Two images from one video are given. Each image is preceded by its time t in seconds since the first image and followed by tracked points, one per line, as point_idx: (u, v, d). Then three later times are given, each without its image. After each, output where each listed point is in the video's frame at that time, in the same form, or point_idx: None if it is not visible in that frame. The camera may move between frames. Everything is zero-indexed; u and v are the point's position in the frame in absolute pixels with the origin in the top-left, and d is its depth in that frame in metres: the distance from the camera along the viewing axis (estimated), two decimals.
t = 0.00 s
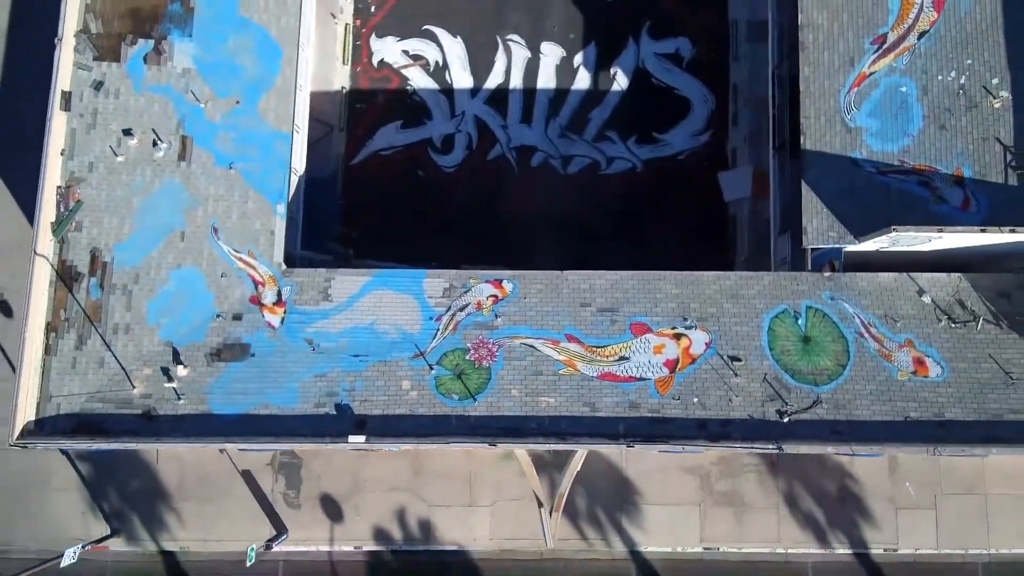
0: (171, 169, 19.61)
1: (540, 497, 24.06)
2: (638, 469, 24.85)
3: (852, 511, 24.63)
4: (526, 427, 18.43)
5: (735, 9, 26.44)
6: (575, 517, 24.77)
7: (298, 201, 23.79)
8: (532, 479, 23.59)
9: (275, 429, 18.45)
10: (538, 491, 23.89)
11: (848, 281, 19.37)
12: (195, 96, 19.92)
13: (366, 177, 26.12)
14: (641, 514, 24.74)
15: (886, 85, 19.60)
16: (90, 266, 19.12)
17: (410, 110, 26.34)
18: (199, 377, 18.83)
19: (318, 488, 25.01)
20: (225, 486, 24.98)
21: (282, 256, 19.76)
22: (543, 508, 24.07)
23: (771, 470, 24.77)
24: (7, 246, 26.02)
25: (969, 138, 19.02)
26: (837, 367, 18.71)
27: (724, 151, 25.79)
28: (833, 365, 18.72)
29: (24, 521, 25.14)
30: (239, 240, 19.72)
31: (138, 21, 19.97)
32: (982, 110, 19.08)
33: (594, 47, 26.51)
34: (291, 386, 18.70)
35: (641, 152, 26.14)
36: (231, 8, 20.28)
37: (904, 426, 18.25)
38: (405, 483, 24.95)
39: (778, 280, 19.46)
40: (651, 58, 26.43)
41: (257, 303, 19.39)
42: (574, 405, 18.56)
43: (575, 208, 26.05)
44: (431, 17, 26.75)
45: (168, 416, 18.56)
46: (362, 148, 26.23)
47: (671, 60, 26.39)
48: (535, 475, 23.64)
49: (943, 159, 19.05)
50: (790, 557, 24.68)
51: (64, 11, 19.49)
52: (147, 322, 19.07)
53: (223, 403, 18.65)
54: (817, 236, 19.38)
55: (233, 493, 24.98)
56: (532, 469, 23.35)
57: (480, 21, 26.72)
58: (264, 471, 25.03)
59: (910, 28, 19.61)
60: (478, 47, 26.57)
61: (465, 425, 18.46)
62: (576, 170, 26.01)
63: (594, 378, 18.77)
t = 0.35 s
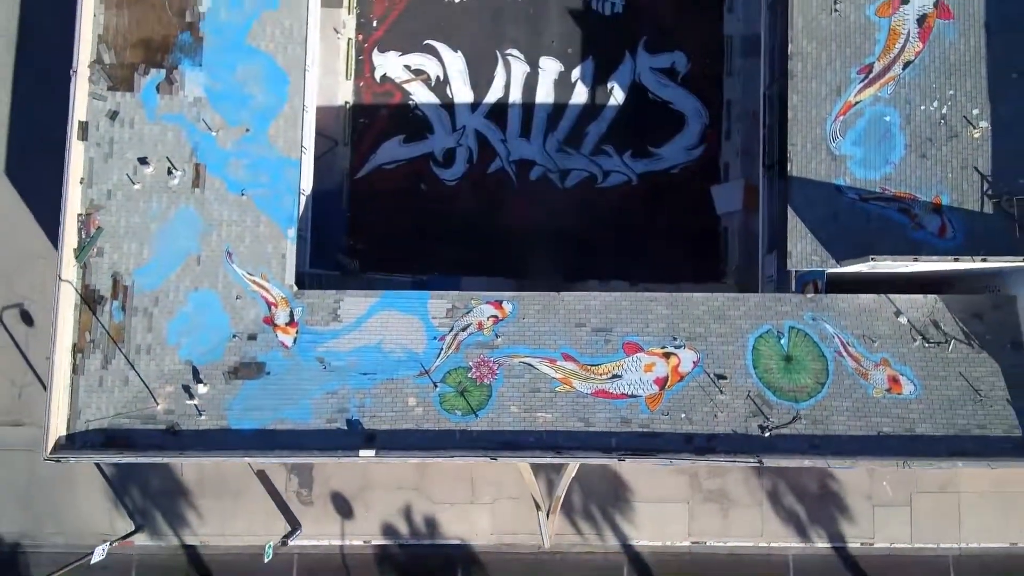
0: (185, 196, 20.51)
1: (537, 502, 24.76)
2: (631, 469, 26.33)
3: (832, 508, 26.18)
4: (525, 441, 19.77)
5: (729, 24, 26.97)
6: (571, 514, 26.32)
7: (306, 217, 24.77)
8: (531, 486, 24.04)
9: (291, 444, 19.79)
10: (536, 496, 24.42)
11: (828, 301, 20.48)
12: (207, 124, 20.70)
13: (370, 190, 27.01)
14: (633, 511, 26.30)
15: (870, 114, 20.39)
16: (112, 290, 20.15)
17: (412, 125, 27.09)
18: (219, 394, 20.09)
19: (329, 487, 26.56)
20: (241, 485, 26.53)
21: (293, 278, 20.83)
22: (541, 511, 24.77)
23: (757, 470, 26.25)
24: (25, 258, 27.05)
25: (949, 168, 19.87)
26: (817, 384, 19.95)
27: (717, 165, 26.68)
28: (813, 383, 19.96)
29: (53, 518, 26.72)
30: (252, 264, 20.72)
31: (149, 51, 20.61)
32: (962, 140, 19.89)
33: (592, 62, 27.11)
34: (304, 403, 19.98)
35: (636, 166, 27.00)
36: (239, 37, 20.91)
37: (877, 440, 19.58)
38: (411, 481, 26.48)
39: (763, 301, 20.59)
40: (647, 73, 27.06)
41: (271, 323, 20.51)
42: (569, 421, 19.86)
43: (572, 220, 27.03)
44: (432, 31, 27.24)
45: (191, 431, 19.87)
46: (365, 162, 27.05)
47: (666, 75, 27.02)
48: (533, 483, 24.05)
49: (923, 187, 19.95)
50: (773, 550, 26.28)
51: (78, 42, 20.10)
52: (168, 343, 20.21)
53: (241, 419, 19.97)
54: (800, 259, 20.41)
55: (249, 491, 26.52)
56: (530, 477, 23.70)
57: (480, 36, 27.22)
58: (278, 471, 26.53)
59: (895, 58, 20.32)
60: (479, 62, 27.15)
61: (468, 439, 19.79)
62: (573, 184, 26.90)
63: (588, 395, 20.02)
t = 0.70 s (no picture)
0: (198, 238, 21.35)
1: (534, 524, 25.55)
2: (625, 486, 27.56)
3: (817, 522, 27.46)
4: (524, 471, 20.93)
5: (724, 54, 27.56)
6: (568, 528, 27.61)
7: (313, 247, 25.66)
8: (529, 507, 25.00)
9: (303, 475, 20.94)
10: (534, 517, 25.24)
11: (815, 338, 21.42)
12: (218, 168, 21.47)
13: (375, 217, 27.83)
14: (628, 524, 27.59)
15: (857, 159, 21.15)
16: (130, 329, 21.11)
17: (415, 155, 27.85)
18: (234, 427, 21.14)
19: (338, 503, 27.83)
20: (254, 501, 27.80)
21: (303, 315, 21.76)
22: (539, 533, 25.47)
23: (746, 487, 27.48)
24: (41, 282, 27.98)
25: (931, 212, 20.70)
26: (802, 417, 21.02)
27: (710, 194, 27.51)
28: (799, 416, 21.02)
29: (75, 532, 27.98)
30: (263, 302, 21.63)
31: (160, 97, 21.27)
32: (945, 185, 20.67)
33: (589, 92, 27.79)
34: (315, 436, 21.05)
35: (632, 194, 27.82)
36: (247, 82, 21.59)
37: (857, 471, 20.78)
38: (415, 497, 27.74)
39: (752, 337, 21.54)
40: (643, 103, 27.74)
41: (282, 359, 21.47)
42: (566, 453, 20.98)
43: (570, 246, 27.88)
44: (433, 62, 27.84)
45: (209, 463, 20.98)
46: (369, 191, 27.85)
47: (662, 104, 27.71)
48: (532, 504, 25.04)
49: (906, 230, 20.80)
50: (761, 562, 27.60)
51: (91, 90, 20.73)
52: (185, 379, 21.21)
53: (255, 451, 21.05)
54: (788, 297, 21.31)
55: (262, 507, 27.80)
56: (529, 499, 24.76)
57: (481, 67, 27.82)
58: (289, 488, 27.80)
59: (883, 104, 21.00)
60: (479, 93, 27.84)
61: (470, 470, 20.97)
62: (571, 212, 27.73)
63: (584, 429, 21.10)
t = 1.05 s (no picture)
0: (201, 278, 21.56)
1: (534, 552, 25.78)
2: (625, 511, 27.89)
3: (814, 547, 27.80)
4: (524, 509, 21.27)
5: (724, 83, 27.68)
6: (568, 553, 27.95)
7: (314, 279, 25.84)
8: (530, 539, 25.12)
9: (307, 512, 21.28)
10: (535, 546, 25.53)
11: (811, 376, 21.61)
12: (220, 209, 21.64)
13: (375, 246, 28.02)
14: (626, 549, 27.95)
15: (854, 199, 21.30)
16: (135, 368, 21.36)
17: (415, 184, 28.00)
18: (237, 465, 21.42)
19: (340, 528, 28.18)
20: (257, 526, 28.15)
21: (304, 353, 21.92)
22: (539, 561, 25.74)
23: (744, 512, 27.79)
24: (44, 311, 28.15)
25: (928, 252, 20.91)
26: (798, 455, 21.30)
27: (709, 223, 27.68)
28: (795, 454, 21.29)
29: (82, 556, 28.33)
30: (265, 340, 21.83)
31: (162, 139, 21.41)
32: (942, 227, 20.89)
33: (589, 121, 27.90)
34: (318, 473, 21.35)
35: (631, 223, 27.98)
36: (249, 123, 21.72)
37: (851, 507, 21.15)
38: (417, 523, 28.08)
39: (749, 375, 21.76)
40: (642, 132, 27.85)
41: (284, 397, 21.68)
42: (565, 490, 21.30)
43: (570, 275, 28.06)
44: (433, 91, 27.92)
45: (213, 500, 21.29)
46: (370, 220, 28.02)
47: (662, 134, 27.83)
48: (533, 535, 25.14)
49: (903, 270, 21.00)
50: None
51: (93, 133, 20.89)
52: (188, 417, 21.46)
53: (258, 488, 21.35)
54: (785, 336, 21.50)
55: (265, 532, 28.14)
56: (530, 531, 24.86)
57: (481, 96, 27.91)
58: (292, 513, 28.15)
59: (880, 145, 21.13)
60: (479, 122, 27.96)
61: (471, 507, 21.31)
62: (571, 240, 27.90)
63: (583, 466, 21.37)
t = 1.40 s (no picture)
0: (202, 331, 21.62)
1: None
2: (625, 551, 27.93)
3: None
4: (524, 560, 21.39)
5: (723, 124, 27.74)
6: None
7: (314, 321, 25.88)
8: None
9: (308, 564, 21.39)
10: None
11: (810, 427, 21.68)
12: (221, 261, 21.70)
13: (375, 286, 28.07)
14: None
15: (853, 252, 21.35)
16: (136, 422, 21.44)
17: (415, 224, 28.05)
18: (239, 517, 21.49)
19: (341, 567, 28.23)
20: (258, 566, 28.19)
21: (304, 404, 21.94)
22: None
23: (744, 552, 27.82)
24: (45, 350, 28.18)
25: (926, 306, 21.00)
26: (798, 506, 21.39)
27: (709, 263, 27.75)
28: (795, 505, 21.38)
29: None
30: (266, 392, 21.88)
31: (162, 192, 21.47)
32: (941, 281, 20.98)
33: (588, 161, 27.96)
34: (319, 526, 21.45)
35: (630, 262, 28.03)
36: (249, 176, 21.78)
37: (849, 559, 21.29)
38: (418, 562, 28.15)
39: (749, 427, 21.83)
40: (642, 172, 27.91)
41: (285, 449, 21.73)
42: (565, 542, 21.41)
43: (570, 314, 28.09)
44: (434, 132, 27.97)
45: (214, 552, 21.39)
46: (370, 260, 28.07)
47: (661, 174, 27.88)
48: None
49: (901, 324, 21.09)
50: None
51: (94, 188, 20.95)
52: (189, 469, 21.53)
53: (260, 540, 21.46)
54: (783, 387, 21.55)
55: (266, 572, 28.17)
56: None
57: (481, 136, 27.98)
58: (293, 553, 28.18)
59: (879, 198, 21.18)
60: (479, 163, 28.03)
61: (472, 558, 21.45)
62: (570, 280, 27.95)
63: (583, 518, 21.45)
